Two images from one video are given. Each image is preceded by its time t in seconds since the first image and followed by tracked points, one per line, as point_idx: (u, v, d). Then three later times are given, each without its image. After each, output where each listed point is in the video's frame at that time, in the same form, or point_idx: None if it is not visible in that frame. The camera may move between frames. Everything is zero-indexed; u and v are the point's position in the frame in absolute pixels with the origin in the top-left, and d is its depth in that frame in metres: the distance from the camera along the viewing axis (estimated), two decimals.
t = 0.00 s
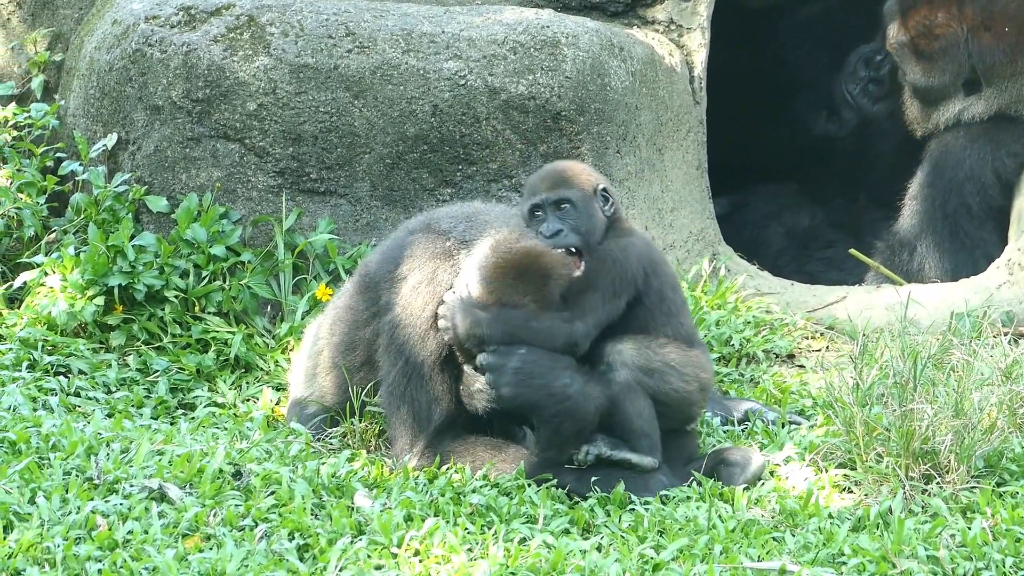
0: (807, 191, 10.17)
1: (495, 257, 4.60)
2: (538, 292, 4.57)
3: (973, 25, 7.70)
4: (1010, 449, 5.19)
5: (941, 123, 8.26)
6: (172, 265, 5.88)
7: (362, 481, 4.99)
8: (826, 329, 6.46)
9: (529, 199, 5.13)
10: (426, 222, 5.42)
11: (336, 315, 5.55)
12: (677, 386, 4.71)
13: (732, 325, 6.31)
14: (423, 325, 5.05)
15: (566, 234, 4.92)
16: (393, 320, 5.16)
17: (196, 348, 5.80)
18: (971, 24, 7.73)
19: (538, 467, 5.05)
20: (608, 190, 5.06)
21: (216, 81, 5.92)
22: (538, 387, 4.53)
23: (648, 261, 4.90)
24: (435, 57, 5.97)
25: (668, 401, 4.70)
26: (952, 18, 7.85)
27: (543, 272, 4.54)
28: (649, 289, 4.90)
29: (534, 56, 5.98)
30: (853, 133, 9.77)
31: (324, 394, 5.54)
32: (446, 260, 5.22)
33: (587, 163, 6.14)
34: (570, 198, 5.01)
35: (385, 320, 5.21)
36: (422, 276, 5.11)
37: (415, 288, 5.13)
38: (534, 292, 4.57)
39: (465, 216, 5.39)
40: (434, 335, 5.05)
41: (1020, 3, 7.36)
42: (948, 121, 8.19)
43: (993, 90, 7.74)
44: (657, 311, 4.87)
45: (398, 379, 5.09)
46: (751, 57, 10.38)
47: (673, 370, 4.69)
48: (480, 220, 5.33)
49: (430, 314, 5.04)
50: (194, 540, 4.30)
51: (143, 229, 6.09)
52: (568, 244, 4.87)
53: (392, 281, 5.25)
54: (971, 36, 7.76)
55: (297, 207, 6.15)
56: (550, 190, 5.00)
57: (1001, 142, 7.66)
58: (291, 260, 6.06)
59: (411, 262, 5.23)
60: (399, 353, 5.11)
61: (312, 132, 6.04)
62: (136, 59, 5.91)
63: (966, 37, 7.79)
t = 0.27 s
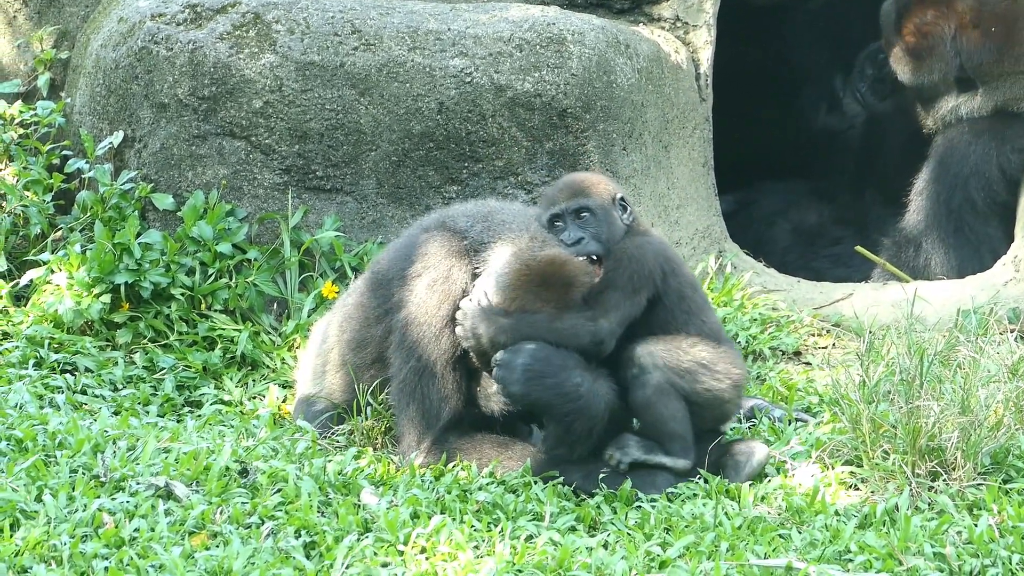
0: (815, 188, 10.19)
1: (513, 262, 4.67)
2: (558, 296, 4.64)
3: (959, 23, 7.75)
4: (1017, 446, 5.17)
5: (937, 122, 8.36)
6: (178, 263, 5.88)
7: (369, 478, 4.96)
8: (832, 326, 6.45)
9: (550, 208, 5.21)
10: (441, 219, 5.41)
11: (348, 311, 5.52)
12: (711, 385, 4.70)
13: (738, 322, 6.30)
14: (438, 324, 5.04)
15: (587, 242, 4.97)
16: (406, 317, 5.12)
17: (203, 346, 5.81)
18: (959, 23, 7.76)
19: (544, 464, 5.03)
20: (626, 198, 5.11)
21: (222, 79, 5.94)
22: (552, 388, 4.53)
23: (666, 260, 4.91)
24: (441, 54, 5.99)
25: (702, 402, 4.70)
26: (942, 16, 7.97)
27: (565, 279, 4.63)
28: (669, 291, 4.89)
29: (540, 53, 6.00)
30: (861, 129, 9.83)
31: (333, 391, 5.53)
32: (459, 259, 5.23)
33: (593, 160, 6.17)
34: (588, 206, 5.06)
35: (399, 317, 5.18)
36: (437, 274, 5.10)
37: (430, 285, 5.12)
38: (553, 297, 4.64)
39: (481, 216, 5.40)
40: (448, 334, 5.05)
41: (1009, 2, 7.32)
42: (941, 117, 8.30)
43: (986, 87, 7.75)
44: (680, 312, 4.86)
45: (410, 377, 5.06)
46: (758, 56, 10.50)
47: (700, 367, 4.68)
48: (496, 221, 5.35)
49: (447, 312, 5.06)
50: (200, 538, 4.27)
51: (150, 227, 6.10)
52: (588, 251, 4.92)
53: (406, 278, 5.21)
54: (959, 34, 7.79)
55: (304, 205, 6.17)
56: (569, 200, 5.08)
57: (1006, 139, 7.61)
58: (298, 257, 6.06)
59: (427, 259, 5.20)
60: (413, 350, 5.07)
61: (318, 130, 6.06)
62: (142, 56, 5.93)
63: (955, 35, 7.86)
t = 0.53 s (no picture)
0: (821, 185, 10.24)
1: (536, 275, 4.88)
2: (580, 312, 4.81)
3: (966, 19, 7.77)
4: None
5: (943, 117, 8.31)
6: (186, 261, 5.88)
7: (377, 476, 4.93)
8: (840, 324, 6.46)
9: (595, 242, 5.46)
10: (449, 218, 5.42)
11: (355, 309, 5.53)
12: (786, 408, 4.78)
13: (746, 319, 6.25)
14: (446, 322, 5.05)
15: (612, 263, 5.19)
16: (415, 315, 5.14)
17: (210, 343, 5.81)
18: (964, 19, 7.80)
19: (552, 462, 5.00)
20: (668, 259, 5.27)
21: (230, 76, 5.98)
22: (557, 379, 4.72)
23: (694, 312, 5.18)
24: (449, 52, 6.03)
25: (778, 426, 4.78)
26: (946, 13, 7.95)
27: (587, 291, 4.82)
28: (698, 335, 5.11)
29: (549, 51, 6.04)
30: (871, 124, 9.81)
31: (341, 388, 5.54)
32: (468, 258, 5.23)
33: (601, 159, 6.23)
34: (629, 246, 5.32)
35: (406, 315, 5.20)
36: (445, 273, 5.11)
37: (437, 284, 5.13)
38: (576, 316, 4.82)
39: (492, 218, 5.41)
40: (456, 332, 5.06)
41: None
42: (947, 114, 8.27)
43: (991, 83, 7.81)
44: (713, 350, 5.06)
45: (418, 375, 5.07)
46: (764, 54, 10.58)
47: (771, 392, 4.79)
48: (508, 223, 5.36)
49: (455, 310, 5.07)
50: (208, 536, 4.23)
51: (158, 225, 6.11)
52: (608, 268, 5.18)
53: (414, 276, 5.24)
54: (964, 30, 7.83)
55: (311, 203, 6.17)
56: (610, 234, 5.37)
57: (1012, 136, 7.73)
58: (306, 255, 6.07)
59: (434, 257, 5.22)
60: (421, 348, 5.09)
61: (326, 127, 6.09)
62: (150, 54, 5.97)
63: (961, 32, 7.85)
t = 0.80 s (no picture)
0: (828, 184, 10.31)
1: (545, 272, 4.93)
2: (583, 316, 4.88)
3: (977, 15, 7.78)
4: None
5: (951, 114, 8.30)
6: (193, 259, 5.89)
7: (384, 474, 4.92)
8: (847, 322, 6.47)
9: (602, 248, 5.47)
10: (451, 215, 5.37)
11: (361, 307, 5.51)
12: (801, 413, 4.89)
13: (753, 318, 6.26)
14: (446, 320, 5.02)
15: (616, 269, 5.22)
16: (416, 315, 5.11)
17: (218, 342, 5.81)
18: (974, 15, 7.81)
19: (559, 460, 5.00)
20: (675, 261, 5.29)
21: (238, 74, 5.97)
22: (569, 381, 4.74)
23: (698, 318, 5.25)
24: (456, 50, 6.03)
25: (793, 429, 4.88)
26: (956, 10, 7.96)
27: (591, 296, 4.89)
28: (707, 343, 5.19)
29: (556, 50, 6.06)
30: (880, 120, 9.92)
31: (347, 387, 5.53)
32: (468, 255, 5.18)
33: (608, 156, 6.28)
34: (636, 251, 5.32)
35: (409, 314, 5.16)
36: (445, 271, 5.07)
37: (437, 282, 5.10)
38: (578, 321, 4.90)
39: (495, 218, 5.36)
40: (458, 330, 5.02)
41: None
42: (955, 111, 8.25)
43: (1000, 81, 7.81)
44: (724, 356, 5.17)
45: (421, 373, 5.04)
46: (781, 50, 10.72)
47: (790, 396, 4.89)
48: (511, 223, 5.29)
49: (454, 310, 5.02)
50: (216, 534, 4.21)
51: (165, 223, 6.13)
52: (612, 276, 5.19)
53: (416, 274, 5.20)
54: (974, 26, 7.84)
55: (319, 201, 6.19)
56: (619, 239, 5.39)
57: (1019, 134, 7.75)
58: (314, 253, 6.09)
59: (435, 255, 5.19)
60: (423, 347, 5.06)
61: (333, 126, 6.09)
62: (157, 52, 5.95)
63: (971, 28, 7.86)
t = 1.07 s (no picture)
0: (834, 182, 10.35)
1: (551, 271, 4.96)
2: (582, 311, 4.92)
3: (982, 14, 7.79)
4: None
5: (957, 112, 8.31)
6: (200, 256, 5.91)
7: (391, 472, 4.91)
8: (854, 320, 6.47)
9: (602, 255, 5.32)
10: (447, 213, 5.40)
11: (362, 306, 5.51)
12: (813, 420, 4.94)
13: (760, 316, 6.29)
14: (442, 318, 5.03)
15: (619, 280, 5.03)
16: (415, 313, 5.11)
17: (225, 339, 5.82)
18: (980, 13, 7.83)
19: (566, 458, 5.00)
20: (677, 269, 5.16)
21: (244, 72, 5.99)
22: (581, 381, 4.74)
23: (705, 326, 5.23)
24: (463, 48, 6.04)
25: (805, 435, 4.94)
26: (961, 8, 7.98)
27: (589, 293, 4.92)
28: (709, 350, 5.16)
29: (562, 48, 6.07)
30: (886, 119, 9.93)
31: (353, 387, 5.52)
32: (462, 253, 5.20)
33: (615, 155, 6.27)
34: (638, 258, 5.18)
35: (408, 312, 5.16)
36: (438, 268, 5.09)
37: (432, 280, 5.11)
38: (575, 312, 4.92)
39: (490, 216, 5.36)
40: (454, 326, 5.02)
41: None
42: (961, 109, 8.26)
43: (1006, 78, 7.82)
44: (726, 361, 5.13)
45: (421, 371, 5.03)
46: (786, 50, 10.76)
47: (807, 403, 4.93)
48: (506, 222, 5.30)
49: (449, 307, 5.03)
50: (222, 531, 4.19)
51: (172, 221, 6.16)
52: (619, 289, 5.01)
53: (412, 272, 5.22)
54: (979, 25, 7.85)
55: (326, 198, 6.19)
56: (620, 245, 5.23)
57: None
58: (320, 251, 6.08)
59: (428, 254, 5.21)
60: (422, 345, 5.05)
61: (340, 123, 6.09)
62: (165, 49, 6.00)
63: (976, 26, 7.88)
